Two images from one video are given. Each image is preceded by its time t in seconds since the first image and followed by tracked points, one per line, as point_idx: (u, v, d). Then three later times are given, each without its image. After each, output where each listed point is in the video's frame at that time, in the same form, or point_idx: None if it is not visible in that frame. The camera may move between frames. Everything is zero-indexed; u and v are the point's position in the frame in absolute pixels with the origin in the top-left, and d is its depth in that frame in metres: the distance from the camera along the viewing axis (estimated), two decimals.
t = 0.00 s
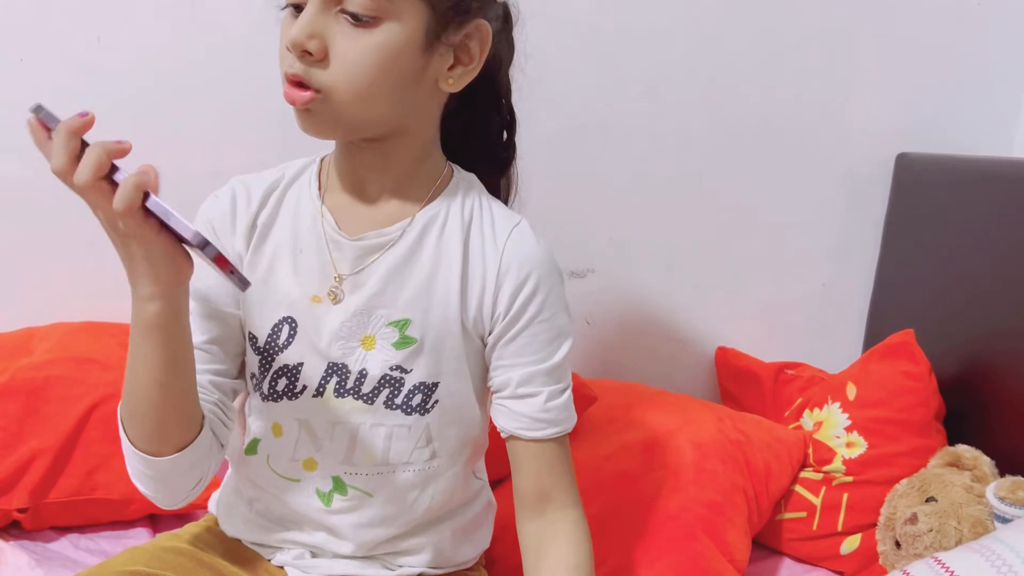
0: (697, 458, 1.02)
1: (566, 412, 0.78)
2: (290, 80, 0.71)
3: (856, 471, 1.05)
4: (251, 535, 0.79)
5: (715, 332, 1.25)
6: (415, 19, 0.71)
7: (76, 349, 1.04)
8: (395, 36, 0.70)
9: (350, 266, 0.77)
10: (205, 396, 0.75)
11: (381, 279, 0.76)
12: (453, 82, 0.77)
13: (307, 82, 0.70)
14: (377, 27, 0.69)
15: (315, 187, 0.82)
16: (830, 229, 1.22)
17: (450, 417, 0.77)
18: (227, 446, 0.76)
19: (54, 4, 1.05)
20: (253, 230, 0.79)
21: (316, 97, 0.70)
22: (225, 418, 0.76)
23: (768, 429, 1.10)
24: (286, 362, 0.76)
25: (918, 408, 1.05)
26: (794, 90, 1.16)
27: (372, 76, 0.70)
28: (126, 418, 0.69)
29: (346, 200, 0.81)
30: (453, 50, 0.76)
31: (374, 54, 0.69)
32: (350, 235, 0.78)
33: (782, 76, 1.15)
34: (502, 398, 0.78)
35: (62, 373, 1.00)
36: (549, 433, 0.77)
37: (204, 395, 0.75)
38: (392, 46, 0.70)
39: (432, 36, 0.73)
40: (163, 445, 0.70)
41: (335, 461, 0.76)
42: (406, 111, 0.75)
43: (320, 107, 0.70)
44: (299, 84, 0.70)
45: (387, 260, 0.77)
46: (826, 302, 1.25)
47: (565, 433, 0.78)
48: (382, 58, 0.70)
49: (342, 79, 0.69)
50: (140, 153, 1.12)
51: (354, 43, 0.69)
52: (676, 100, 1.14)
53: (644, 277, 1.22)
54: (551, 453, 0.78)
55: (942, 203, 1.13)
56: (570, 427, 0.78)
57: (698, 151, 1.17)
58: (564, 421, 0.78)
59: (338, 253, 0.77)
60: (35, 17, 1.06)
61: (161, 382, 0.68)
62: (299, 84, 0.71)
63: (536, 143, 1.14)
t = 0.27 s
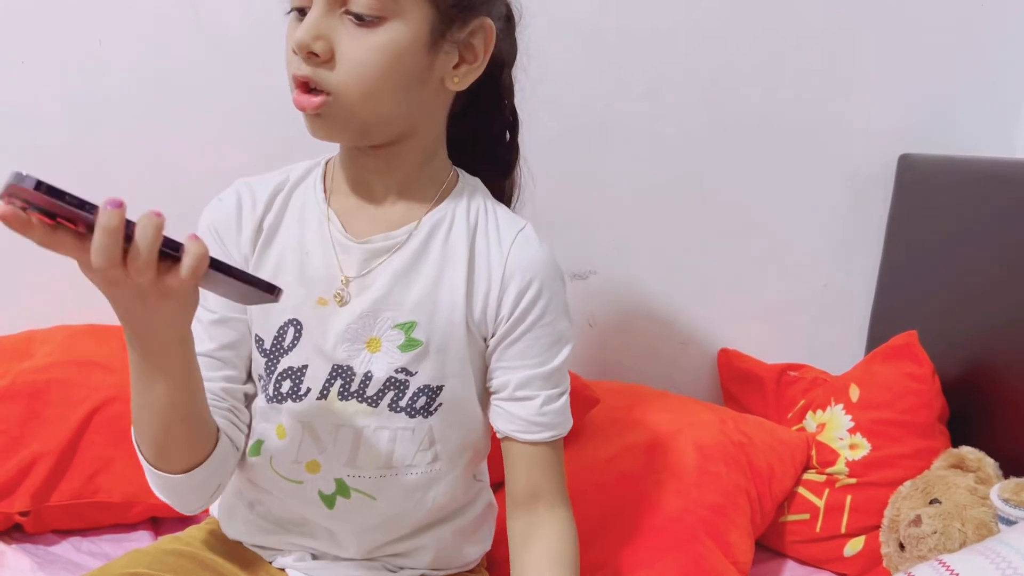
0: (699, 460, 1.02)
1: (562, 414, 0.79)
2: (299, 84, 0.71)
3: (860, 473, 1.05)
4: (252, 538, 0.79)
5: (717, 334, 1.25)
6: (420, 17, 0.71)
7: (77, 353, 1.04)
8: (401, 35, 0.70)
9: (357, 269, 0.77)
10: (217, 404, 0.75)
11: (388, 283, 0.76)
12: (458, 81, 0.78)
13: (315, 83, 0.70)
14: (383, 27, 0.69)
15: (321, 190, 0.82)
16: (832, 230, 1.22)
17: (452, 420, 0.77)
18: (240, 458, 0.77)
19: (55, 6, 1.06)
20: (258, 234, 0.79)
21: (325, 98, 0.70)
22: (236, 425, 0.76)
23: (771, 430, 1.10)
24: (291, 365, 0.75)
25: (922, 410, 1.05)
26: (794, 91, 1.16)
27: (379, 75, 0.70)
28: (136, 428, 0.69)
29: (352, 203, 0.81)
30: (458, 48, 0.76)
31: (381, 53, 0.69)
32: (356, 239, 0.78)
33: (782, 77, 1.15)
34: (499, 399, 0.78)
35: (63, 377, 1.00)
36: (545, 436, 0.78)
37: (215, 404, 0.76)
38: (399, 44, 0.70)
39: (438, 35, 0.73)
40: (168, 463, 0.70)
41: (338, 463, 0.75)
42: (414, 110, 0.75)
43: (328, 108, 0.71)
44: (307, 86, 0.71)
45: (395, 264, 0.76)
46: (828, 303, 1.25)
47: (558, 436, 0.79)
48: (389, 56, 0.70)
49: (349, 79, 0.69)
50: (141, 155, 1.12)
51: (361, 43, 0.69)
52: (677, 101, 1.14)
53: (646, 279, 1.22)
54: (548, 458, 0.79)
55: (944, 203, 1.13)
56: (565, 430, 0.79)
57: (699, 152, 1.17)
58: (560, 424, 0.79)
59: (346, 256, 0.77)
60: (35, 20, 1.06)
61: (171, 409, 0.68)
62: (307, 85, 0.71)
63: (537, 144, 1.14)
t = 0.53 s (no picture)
0: (700, 461, 1.02)
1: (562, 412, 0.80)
2: (300, 89, 0.72)
3: (860, 474, 1.05)
4: (255, 542, 0.79)
5: (716, 334, 1.25)
6: (418, 14, 0.71)
7: (77, 355, 1.04)
8: (399, 34, 0.70)
9: (366, 275, 0.77)
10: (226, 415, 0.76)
11: (398, 287, 0.76)
12: (459, 78, 0.77)
13: (316, 87, 0.71)
14: (381, 27, 0.70)
15: (326, 195, 0.82)
16: (831, 231, 1.22)
17: (458, 424, 0.77)
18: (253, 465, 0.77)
19: (56, 9, 1.06)
20: (265, 241, 0.79)
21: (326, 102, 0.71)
22: (247, 433, 0.78)
23: (771, 431, 1.10)
24: (300, 371, 0.76)
25: (922, 411, 1.05)
26: (794, 92, 1.16)
27: (380, 75, 0.70)
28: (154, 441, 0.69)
29: (359, 209, 0.81)
30: (458, 44, 0.76)
31: (381, 52, 0.70)
32: (365, 245, 0.78)
33: (782, 78, 1.15)
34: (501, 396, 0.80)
35: (63, 379, 1.00)
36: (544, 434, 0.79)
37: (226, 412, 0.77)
38: (398, 43, 0.70)
39: (437, 32, 0.73)
40: (186, 477, 0.71)
41: (347, 468, 0.76)
42: (416, 108, 0.75)
43: (331, 112, 0.71)
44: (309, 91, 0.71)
45: (404, 268, 0.76)
46: (828, 304, 1.25)
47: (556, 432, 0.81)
48: (389, 55, 0.70)
49: (350, 80, 0.70)
50: (141, 157, 1.12)
51: (359, 44, 0.69)
52: (676, 102, 1.14)
53: (645, 279, 1.22)
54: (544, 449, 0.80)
55: (945, 204, 1.13)
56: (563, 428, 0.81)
57: (699, 153, 1.17)
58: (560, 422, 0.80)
59: (355, 263, 0.77)
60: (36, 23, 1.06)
61: (192, 425, 0.69)
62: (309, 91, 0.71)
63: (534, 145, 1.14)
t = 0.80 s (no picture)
0: (698, 461, 1.02)
1: (541, 406, 0.76)
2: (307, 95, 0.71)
3: (857, 473, 1.05)
4: (252, 540, 0.79)
5: (714, 334, 1.25)
6: (423, 17, 0.71)
7: (75, 356, 1.04)
8: (406, 37, 0.70)
9: (366, 275, 0.77)
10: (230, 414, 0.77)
11: (394, 286, 0.76)
12: (462, 79, 0.78)
13: (324, 92, 0.70)
14: (388, 31, 0.70)
15: (324, 195, 0.82)
16: (829, 230, 1.22)
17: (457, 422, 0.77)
18: (254, 464, 0.77)
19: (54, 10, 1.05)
20: (265, 241, 0.79)
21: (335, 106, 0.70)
22: (250, 432, 0.79)
23: (768, 431, 1.10)
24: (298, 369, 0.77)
25: (919, 410, 1.05)
26: (792, 92, 1.16)
27: (387, 78, 0.70)
28: (161, 445, 0.71)
29: (358, 209, 0.80)
30: (459, 46, 0.76)
31: (389, 55, 0.70)
32: (364, 245, 0.78)
33: (780, 79, 1.15)
34: (482, 388, 0.78)
35: (61, 381, 1.00)
36: (519, 425, 0.76)
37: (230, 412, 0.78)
38: (405, 46, 0.70)
39: (441, 34, 0.73)
40: (189, 479, 0.72)
41: (346, 464, 0.76)
42: (422, 110, 0.75)
43: (339, 116, 0.71)
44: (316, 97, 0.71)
45: (401, 267, 0.77)
46: (826, 303, 1.25)
47: (538, 429, 0.76)
48: (396, 58, 0.70)
49: (359, 83, 0.70)
50: (138, 158, 1.11)
51: (367, 48, 0.69)
52: (674, 103, 1.14)
53: (642, 280, 1.22)
54: (527, 446, 0.76)
55: (943, 203, 1.13)
56: (544, 423, 0.77)
57: (697, 154, 1.17)
58: (538, 416, 0.76)
59: (354, 263, 0.77)
60: (35, 24, 1.06)
61: (197, 432, 0.70)
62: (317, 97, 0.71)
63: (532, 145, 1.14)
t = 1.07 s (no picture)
0: (699, 458, 1.02)
1: (539, 398, 0.75)
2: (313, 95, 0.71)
3: (858, 469, 1.05)
4: (252, 535, 0.79)
5: (714, 331, 1.25)
6: (427, 16, 0.71)
7: (73, 356, 1.03)
8: (412, 36, 0.70)
9: (366, 269, 0.77)
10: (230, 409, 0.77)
11: (393, 280, 0.76)
12: (463, 75, 0.78)
13: (330, 92, 0.70)
14: (393, 31, 0.69)
15: (325, 191, 0.81)
16: (829, 226, 1.22)
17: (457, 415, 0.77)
18: (254, 458, 0.77)
19: (54, 10, 1.05)
20: (265, 237, 0.79)
21: (342, 107, 0.70)
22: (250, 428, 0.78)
23: (769, 427, 1.10)
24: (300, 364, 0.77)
25: (921, 405, 1.05)
26: (792, 89, 1.15)
27: (393, 77, 0.70)
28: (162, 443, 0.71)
29: (358, 205, 0.80)
30: (460, 44, 0.76)
31: (395, 55, 0.69)
32: (364, 240, 0.78)
33: (780, 76, 1.15)
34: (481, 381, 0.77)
35: (60, 380, 1.00)
36: (516, 418, 0.75)
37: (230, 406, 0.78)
38: (411, 45, 0.70)
39: (444, 32, 0.73)
40: (188, 474, 0.72)
41: (347, 457, 0.76)
42: (427, 107, 0.75)
43: (347, 116, 0.70)
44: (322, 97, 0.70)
45: (401, 262, 0.76)
46: (826, 300, 1.25)
47: (538, 421, 0.76)
48: (402, 57, 0.70)
49: (366, 83, 0.69)
50: (137, 158, 1.11)
51: (373, 48, 0.69)
52: (674, 100, 1.14)
53: (642, 277, 1.21)
54: (526, 438, 0.76)
55: (943, 199, 1.13)
56: (541, 416, 0.76)
57: (696, 151, 1.16)
58: (537, 408, 0.75)
59: (354, 257, 0.77)
60: (34, 24, 1.05)
61: (197, 427, 0.70)
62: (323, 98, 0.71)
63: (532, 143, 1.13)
